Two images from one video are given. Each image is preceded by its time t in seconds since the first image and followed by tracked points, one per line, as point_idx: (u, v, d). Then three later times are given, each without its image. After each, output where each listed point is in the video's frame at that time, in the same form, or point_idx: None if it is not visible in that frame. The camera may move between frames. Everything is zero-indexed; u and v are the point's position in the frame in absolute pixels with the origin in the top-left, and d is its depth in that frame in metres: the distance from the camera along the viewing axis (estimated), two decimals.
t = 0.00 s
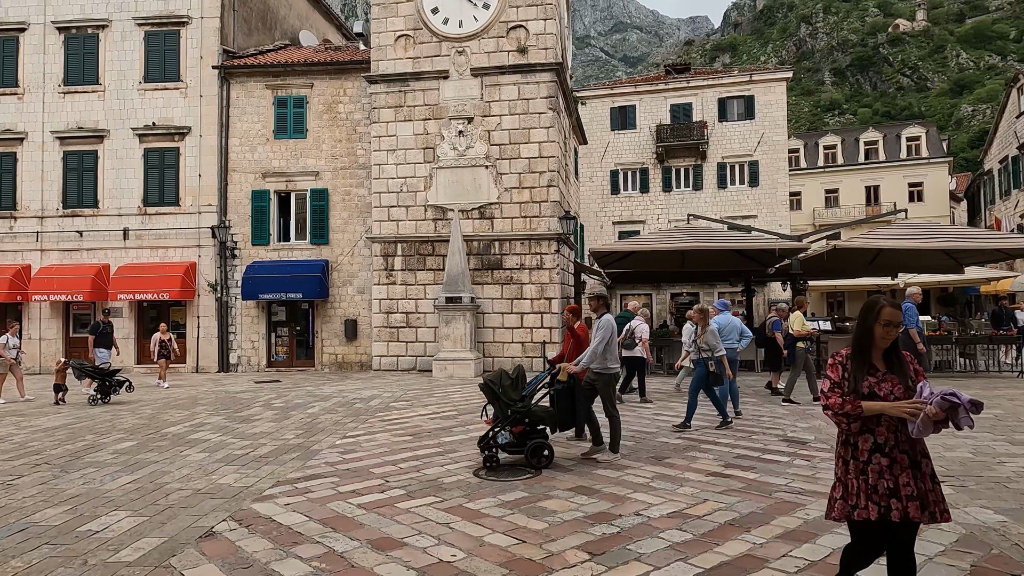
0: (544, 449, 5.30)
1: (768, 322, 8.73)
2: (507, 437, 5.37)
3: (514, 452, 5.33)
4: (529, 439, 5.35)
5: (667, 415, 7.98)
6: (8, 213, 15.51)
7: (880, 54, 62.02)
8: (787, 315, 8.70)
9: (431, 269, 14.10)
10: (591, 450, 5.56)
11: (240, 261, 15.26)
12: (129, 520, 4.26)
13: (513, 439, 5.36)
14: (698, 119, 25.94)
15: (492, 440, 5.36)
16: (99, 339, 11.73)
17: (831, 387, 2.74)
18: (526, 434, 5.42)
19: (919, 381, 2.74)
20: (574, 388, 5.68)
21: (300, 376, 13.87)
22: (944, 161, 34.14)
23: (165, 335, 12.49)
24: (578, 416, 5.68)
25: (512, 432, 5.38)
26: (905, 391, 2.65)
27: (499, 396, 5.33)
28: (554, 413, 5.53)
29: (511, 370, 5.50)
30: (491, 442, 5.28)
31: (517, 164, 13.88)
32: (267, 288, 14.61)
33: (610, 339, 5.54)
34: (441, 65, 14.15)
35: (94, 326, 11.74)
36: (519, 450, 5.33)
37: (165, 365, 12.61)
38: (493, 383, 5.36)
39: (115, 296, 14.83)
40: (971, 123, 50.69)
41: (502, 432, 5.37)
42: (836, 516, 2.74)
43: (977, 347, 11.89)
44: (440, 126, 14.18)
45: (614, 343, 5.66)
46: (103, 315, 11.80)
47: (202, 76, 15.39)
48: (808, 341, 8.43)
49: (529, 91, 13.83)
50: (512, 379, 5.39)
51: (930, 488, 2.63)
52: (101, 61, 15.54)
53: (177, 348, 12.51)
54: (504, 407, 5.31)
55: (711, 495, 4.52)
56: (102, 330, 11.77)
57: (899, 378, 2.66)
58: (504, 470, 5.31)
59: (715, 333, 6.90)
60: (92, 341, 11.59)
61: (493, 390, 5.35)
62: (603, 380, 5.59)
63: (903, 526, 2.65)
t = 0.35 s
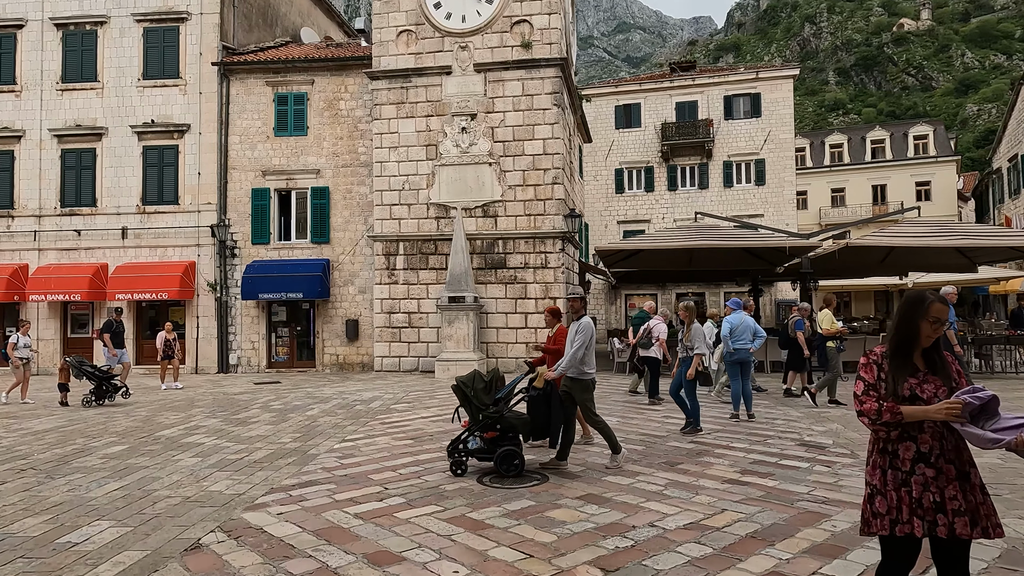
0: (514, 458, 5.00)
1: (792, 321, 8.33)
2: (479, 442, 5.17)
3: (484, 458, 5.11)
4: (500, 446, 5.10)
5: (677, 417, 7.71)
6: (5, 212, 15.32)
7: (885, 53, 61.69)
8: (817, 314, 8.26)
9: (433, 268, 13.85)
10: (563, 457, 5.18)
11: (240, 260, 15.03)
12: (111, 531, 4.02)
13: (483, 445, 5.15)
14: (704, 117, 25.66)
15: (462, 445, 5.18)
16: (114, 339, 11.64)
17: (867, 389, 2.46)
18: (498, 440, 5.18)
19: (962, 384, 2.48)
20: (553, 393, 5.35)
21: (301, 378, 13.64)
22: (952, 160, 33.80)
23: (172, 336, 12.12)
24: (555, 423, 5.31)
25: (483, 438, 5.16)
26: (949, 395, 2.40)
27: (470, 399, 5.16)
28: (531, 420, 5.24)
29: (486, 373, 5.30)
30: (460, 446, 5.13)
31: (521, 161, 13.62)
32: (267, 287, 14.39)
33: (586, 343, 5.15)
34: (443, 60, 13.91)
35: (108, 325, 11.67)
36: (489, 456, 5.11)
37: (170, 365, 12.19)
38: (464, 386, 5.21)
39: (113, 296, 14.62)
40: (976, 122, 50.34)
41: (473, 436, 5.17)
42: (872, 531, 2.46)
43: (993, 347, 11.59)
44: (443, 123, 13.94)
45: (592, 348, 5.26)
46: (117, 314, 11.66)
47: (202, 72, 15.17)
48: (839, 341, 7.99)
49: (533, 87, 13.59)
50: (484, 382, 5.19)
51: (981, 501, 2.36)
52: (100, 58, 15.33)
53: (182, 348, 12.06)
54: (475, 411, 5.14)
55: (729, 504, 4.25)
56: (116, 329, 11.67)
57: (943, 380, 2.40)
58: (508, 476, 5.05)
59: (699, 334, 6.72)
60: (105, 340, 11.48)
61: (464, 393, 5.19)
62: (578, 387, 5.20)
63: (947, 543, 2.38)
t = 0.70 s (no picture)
0: (488, 466, 4.75)
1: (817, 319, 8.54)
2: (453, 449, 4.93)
3: (458, 466, 4.87)
4: (474, 454, 4.85)
5: (690, 421, 7.42)
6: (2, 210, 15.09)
7: (889, 52, 61.33)
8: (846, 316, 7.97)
9: (436, 267, 13.59)
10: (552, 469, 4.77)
11: (240, 259, 14.79)
12: (93, 546, 3.76)
13: (457, 453, 4.90)
14: (710, 115, 25.37)
15: (435, 453, 4.93)
16: (127, 339, 11.34)
17: (928, 395, 2.15)
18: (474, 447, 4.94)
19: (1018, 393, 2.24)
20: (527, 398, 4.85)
21: (301, 379, 13.39)
22: (960, 159, 33.45)
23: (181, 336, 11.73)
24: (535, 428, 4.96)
25: (457, 445, 4.92)
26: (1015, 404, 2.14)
27: (441, 405, 4.93)
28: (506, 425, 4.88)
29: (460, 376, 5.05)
30: (433, 455, 4.89)
31: (526, 158, 13.34)
32: (267, 286, 14.13)
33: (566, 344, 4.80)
34: (447, 56, 13.65)
35: (121, 325, 11.37)
36: (462, 464, 4.85)
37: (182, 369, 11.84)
38: (434, 391, 4.94)
39: (111, 295, 14.38)
40: (981, 122, 50.07)
41: (446, 444, 4.93)
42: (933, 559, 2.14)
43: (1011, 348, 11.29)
44: (446, 119, 13.67)
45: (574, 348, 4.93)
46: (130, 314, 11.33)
47: (201, 68, 14.93)
48: (871, 342, 7.71)
49: (539, 82, 13.31)
50: (457, 387, 4.94)
51: None
52: (98, 54, 15.09)
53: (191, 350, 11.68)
54: (447, 417, 4.91)
55: (753, 517, 3.98)
56: (130, 330, 11.36)
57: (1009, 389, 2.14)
58: (517, 486, 4.79)
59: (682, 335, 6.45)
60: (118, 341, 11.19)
61: (435, 398, 4.94)
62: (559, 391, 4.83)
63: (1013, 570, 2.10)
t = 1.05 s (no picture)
0: (454, 474, 4.55)
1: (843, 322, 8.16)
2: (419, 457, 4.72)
3: (423, 475, 4.64)
4: (440, 461, 4.65)
5: (699, 425, 7.17)
6: None
7: (892, 52, 61.06)
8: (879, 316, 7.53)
9: (438, 266, 13.34)
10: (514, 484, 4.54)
11: (238, 258, 14.55)
12: (70, 561, 3.51)
13: (423, 460, 4.69)
14: (714, 113, 25.11)
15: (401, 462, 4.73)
16: (135, 339, 11.06)
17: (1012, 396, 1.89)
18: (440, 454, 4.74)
19: None
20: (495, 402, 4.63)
21: (300, 380, 13.15)
22: (966, 158, 33.16)
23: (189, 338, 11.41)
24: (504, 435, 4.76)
25: (424, 452, 4.72)
26: None
27: (406, 410, 4.74)
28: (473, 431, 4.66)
29: (426, 380, 4.88)
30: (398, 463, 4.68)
31: (529, 155, 13.08)
32: (265, 286, 13.88)
33: (537, 347, 4.52)
34: (448, 51, 13.40)
35: (130, 324, 11.11)
36: (428, 473, 4.63)
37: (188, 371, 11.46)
38: (399, 396, 4.79)
39: (107, 295, 14.15)
40: (984, 122, 49.85)
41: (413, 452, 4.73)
42: None
43: None
44: (448, 116, 13.42)
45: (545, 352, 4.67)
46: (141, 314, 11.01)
47: (199, 64, 14.69)
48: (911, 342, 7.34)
49: (542, 78, 13.06)
50: (422, 391, 4.76)
51: None
52: (94, 49, 14.86)
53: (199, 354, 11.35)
54: (412, 422, 4.71)
55: (775, 531, 3.72)
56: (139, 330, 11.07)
57: None
58: (522, 494, 4.54)
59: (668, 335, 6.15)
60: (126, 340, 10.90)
61: (400, 402, 4.77)
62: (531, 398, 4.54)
63: None
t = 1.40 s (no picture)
0: (408, 488, 4.29)
1: (870, 324, 8.00)
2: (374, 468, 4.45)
3: (376, 487, 4.40)
4: (395, 474, 4.38)
5: (707, 432, 6.89)
6: None
7: (893, 53, 60.85)
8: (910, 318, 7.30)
9: (436, 268, 13.08)
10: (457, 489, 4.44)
11: (233, 259, 14.29)
12: None
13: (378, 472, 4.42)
14: (717, 114, 24.87)
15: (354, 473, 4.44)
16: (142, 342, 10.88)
17: None
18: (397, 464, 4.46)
19: None
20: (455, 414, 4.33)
21: (296, 384, 12.88)
22: (970, 159, 32.89)
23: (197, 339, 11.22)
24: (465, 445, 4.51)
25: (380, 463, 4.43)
26: None
27: (360, 420, 4.39)
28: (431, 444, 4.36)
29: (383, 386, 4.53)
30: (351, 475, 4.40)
31: (530, 154, 12.83)
32: (261, 287, 13.62)
33: (501, 352, 4.26)
34: (448, 48, 13.15)
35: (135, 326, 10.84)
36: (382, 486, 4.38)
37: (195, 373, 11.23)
38: (354, 405, 4.46)
39: (100, 297, 13.89)
40: (985, 124, 49.63)
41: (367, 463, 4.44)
42: None
43: None
44: (447, 114, 13.16)
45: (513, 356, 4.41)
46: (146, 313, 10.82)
47: (194, 62, 14.44)
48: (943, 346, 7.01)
49: (543, 76, 12.82)
50: (378, 400, 4.40)
51: None
52: (88, 47, 14.62)
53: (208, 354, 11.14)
54: (366, 433, 4.38)
55: (797, 552, 3.45)
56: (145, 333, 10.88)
57: None
58: (523, 509, 4.27)
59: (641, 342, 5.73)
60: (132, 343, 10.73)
61: (354, 412, 4.43)
62: (494, 406, 4.28)
63: None
